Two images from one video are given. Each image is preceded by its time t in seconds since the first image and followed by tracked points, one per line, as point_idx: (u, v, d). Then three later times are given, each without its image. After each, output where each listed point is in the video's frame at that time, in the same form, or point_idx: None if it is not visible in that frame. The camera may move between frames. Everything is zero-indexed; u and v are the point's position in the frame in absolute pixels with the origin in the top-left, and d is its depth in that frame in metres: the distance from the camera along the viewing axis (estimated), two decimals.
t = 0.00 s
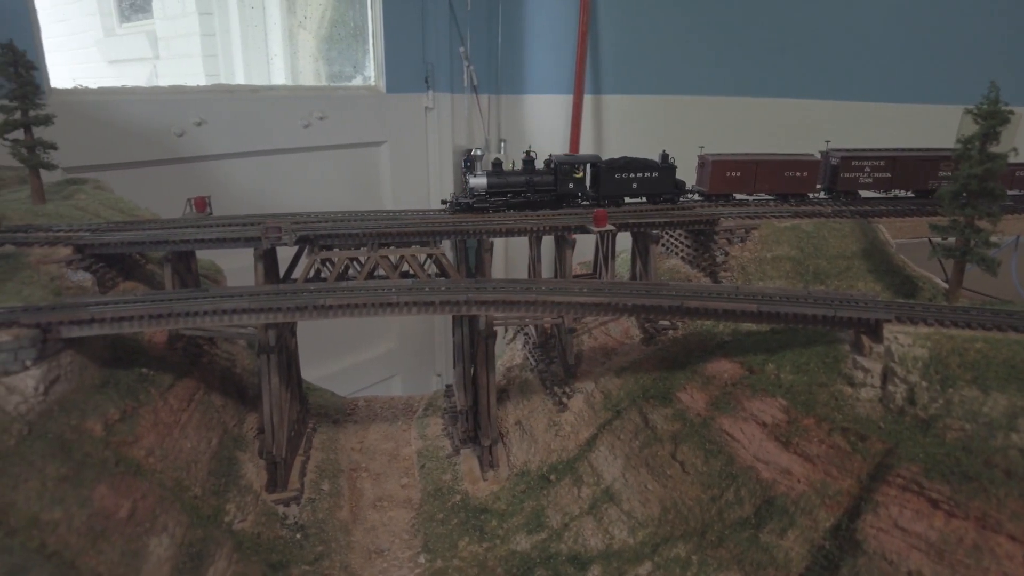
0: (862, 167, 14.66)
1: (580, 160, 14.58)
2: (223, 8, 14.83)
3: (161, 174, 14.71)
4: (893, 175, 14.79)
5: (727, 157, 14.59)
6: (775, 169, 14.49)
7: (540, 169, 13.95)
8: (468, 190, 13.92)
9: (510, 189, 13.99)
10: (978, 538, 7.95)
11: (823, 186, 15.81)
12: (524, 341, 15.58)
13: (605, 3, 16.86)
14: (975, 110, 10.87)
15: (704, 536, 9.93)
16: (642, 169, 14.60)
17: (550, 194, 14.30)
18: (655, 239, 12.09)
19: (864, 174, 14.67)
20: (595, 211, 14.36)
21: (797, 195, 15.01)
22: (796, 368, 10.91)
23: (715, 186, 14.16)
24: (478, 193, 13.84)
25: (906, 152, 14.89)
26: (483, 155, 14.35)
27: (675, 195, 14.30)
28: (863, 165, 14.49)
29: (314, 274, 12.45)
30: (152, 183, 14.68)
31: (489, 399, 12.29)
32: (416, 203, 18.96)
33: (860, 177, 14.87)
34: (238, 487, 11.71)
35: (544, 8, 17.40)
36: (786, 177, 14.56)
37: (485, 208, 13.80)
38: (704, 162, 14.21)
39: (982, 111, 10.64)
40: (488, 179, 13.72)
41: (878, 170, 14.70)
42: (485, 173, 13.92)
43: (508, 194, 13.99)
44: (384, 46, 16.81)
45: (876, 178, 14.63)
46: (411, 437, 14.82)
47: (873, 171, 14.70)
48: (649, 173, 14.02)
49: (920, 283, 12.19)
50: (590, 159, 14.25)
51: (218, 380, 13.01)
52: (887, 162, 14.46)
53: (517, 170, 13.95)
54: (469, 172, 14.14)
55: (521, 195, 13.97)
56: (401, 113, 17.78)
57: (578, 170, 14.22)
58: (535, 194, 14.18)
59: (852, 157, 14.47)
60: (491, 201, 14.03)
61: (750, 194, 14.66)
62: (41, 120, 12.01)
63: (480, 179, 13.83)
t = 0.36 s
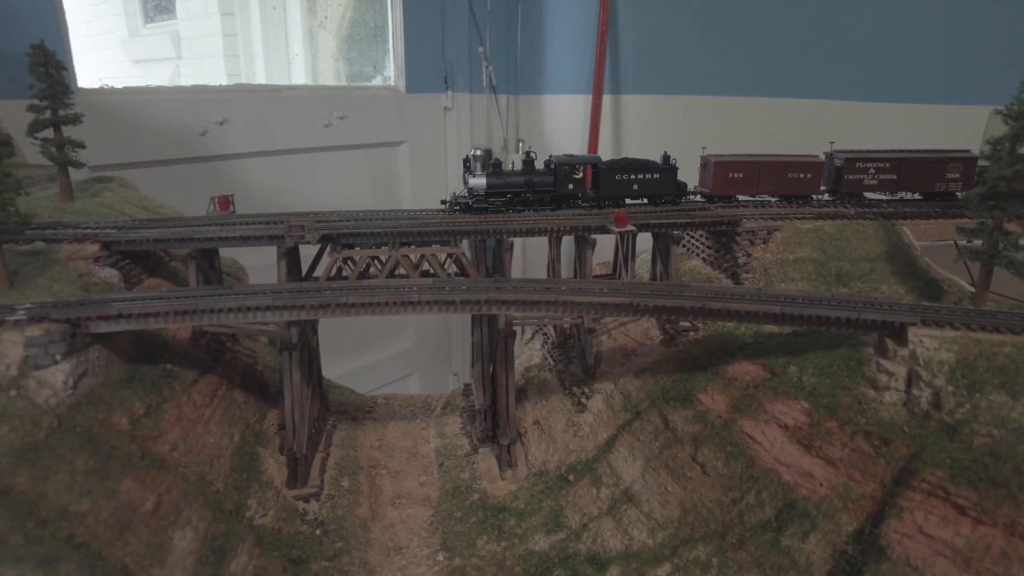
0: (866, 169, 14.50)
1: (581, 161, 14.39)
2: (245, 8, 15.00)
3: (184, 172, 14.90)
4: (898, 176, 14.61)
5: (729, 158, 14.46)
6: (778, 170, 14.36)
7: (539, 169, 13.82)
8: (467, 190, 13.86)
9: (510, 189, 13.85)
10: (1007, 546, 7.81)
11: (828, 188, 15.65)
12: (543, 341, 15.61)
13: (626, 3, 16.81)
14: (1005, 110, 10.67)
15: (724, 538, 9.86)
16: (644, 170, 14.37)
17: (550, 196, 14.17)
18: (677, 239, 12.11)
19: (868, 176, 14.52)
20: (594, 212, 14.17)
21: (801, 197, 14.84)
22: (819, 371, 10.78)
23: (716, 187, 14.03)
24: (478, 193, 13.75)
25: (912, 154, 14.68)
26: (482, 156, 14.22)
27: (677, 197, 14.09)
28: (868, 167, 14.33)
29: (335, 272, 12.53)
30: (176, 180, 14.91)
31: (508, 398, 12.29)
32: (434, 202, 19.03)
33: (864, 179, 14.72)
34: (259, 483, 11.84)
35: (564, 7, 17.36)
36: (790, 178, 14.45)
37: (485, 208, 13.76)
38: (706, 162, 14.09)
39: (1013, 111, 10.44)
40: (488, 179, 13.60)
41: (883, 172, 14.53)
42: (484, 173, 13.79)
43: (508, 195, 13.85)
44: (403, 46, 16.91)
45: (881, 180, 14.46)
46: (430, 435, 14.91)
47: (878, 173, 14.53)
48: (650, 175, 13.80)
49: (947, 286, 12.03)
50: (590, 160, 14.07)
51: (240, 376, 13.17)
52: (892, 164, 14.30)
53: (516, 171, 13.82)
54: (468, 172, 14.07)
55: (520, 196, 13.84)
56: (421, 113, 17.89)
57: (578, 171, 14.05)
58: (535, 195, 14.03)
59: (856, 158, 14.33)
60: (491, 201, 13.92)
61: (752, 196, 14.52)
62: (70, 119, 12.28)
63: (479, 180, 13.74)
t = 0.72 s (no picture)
0: (871, 171, 14.35)
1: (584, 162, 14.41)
2: (271, 9, 15.21)
3: (211, 170, 15.14)
4: (905, 179, 14.47)
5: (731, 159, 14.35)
6: (781, 171, 14.23)
7: (541, 170, 13.88)
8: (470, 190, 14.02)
9: (512, 190, 13.94)
10: None
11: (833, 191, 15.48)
12: (565, 341, 15.65)
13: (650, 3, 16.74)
14: None
15: (748, 542, 9.79)
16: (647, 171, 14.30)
17: (552, 196, 14.18)
18: (702, 240, 12.12)
19: (874, 178, 14.36)
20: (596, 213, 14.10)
21: (806, 199, 14.63)
22: (846, 375, 10.62)
23: (719, 187, 13.99)
24: (478, 193, 13.90)
25: (920, 156, 14.55)
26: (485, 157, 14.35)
27: (680, 198, 13.98)
28: (874, 168, 14.19)
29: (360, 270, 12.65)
30: (203, 178, 15.13)
31: (530, 398, 12.33)
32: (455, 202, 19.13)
33: (870, 181, 14.56)
34: (284, 478, 12.00)
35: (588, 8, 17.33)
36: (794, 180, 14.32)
37: (486, 208, 13.83)
38: (709, 162, 14.10)
39: None
40: (489, 180, 13.75)
41: (888, 173, 14.39)
42: (486, 173, 13.91)
43: (510, 195, 13.92)
44: (427, 46, 17.01)
45: (888, 182, 14.30)
46: (451, 433, 15.02)
47: (884, 175, 14.40)
48: (653, 175, 13.73)
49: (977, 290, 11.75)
50: (593, 161, 13.99)
51: (265, 372, 13.35)
52: (898, 166, 14.17)
53: (518, 171, 13.91)
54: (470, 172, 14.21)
55: (522, 197, 13.90)
56: (443, 113, 18.01)
57: (580, 172, 14.06)
58: (537, 196, 14.08)
59: (861, 160, 14.21)
60: (493, 202, 14.00)
61: (756, 197, 14.38)
62: (104, 119, 12.67)
63: (481, 181, 13.87)
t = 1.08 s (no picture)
0: (884, 172, 14.11)
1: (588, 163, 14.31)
2: (296, 9, 15.38)
3: (235, 168, 15.31)
4: (918, 181, 14.24)
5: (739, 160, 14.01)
6: (790, 173, 13.95)
7: (543, 170, 13.85)
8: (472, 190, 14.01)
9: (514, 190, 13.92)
10: None
11: (843, 192, 15.23)
12: (587, 342, 15.64)
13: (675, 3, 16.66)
14: None
15: (772, 546, 9.68)
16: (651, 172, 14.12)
17: (555, 197, 14.14)
18: (728, 241, 12.08)
19: (886, 180, 14.12)
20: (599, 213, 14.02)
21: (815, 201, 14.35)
22: (873, 379, 10.57)
23: (725, 189, 13.84)
24: (479, 192, 13.86)
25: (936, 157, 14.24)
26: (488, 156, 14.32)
27: (684, 200, 13.83)
28: (886, 170, 13.96)
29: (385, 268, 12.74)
30: (228, 177, 15.35)
31: (553, 398, 12.33)
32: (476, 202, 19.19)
33: (882, 183, 14.33)
34: (308, 473, 12.13)
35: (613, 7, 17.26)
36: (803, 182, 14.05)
37: (488, 208, 13.78)
38: (716, 163, 13.93)
39: None
40: (491, 179, 13.71)
41: (902, 175, 14.14)
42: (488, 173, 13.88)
43: (512, 195, 13.91)
44: (450, 47, 17.16)
45: (901, 184, 14.06)
46: (473, 432, 15.09)
47: (897, 177, 14.17)
48: (657, 176, 13.57)
49: (1010, 294, 11.46)
50: (596, 162, 13.91)
51: (290, 369, 13.52)
52: (911, 167, 13.94)
53: (521, 172, 13.88)
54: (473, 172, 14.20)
55: (524, 197, 13.88)
56: (467, 113, 18.11)
57: (583, 172, 13.98)
58: (540, 196, 14.04)
59: (873, 161, 13.95)
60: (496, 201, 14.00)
61: (764, 199, 14.06)
62: (134, 117, 12.80)
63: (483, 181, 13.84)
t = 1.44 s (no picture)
0: (893, 174, 13.86)
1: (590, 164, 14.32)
2: (321, 10, 15.54)
3: (262, 167, 15.54)
4: (929, 183, 13.96)
5: (744, 161, 13.87)
6: (797, 174, 13.82)
7: (547, 170, 13.91)
8: (475, 189, 14.12)
9: (517, 190, 13.95)
10: None
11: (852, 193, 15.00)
12: (609, 343, 15.65)
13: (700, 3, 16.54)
14: None
15: (797, 551, 9.58)
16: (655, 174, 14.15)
17: (557, 198, 14.16)
18: (754, 243, 12.03)
19: (895, 181, 13.88)
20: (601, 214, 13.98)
21: (823, 202, 14.24)
22: (902, 384, 10.33)
23: (730, 190, 13.74)
24: (484, 193, 13.94)
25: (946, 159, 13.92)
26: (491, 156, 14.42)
27: (688, 200, 13.88)
28: (895, 171, 13.72)
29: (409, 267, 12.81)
30: (255, 175, 15.59)
31: (575, 398, 12.39)
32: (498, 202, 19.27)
33: (891, 185, 14.08)
34: (332, 469, 12.25)
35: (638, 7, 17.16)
36: (810, 183, 13.93)
37: (492, 208, 13.84)
38: (721, 164, 13.85)
39: None
40: (495, 179, 13.80)
41: (911, 176, 13.85)
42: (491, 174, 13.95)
43: (514, 196, 13.96)
44: (474, 47, 17.25)
45: (909, 185, 13.83)
46: (494, 431, 15.17)
47: (906, 178, 13.90)
48: (661, 177, 13.58)
49: None
50: (600, 162, 13.94)
51: (316, 365, 13.68)
52: (921, 169, 13.68)
53: (524, 172, 13.96)
54: (476, 172, 14.26)
55: (527, 198, 13.93)
56: (491, 113, 18.24)
57: (585, 173, 13.98)
58: (542, 196, 14.10)
59: (882, 163, 13.71)
60: (499, 201, 14.04)
61: (770, 202, 13.95)
62: (165, 116, 13.00)
63: (486, 181, 13.91)
